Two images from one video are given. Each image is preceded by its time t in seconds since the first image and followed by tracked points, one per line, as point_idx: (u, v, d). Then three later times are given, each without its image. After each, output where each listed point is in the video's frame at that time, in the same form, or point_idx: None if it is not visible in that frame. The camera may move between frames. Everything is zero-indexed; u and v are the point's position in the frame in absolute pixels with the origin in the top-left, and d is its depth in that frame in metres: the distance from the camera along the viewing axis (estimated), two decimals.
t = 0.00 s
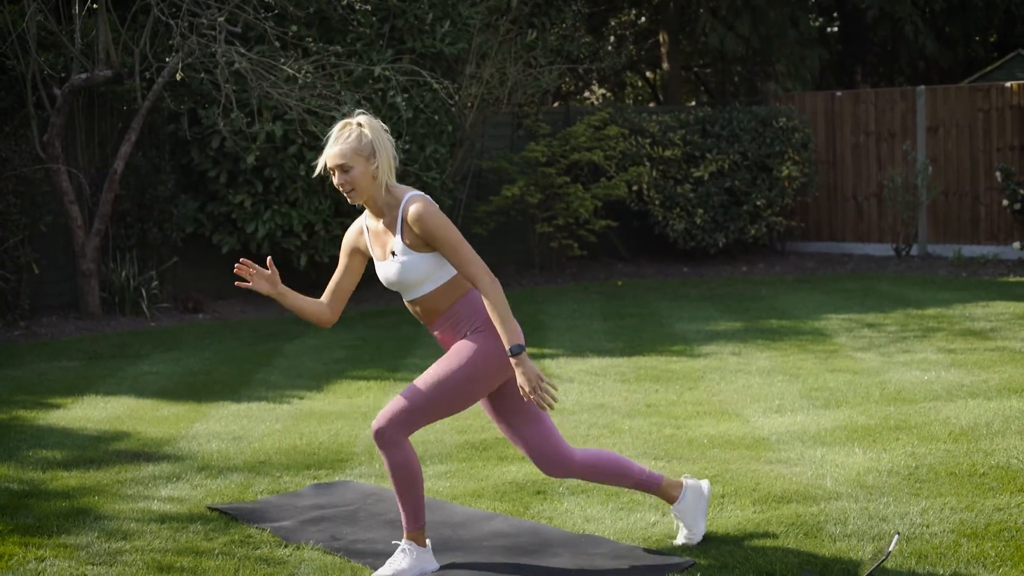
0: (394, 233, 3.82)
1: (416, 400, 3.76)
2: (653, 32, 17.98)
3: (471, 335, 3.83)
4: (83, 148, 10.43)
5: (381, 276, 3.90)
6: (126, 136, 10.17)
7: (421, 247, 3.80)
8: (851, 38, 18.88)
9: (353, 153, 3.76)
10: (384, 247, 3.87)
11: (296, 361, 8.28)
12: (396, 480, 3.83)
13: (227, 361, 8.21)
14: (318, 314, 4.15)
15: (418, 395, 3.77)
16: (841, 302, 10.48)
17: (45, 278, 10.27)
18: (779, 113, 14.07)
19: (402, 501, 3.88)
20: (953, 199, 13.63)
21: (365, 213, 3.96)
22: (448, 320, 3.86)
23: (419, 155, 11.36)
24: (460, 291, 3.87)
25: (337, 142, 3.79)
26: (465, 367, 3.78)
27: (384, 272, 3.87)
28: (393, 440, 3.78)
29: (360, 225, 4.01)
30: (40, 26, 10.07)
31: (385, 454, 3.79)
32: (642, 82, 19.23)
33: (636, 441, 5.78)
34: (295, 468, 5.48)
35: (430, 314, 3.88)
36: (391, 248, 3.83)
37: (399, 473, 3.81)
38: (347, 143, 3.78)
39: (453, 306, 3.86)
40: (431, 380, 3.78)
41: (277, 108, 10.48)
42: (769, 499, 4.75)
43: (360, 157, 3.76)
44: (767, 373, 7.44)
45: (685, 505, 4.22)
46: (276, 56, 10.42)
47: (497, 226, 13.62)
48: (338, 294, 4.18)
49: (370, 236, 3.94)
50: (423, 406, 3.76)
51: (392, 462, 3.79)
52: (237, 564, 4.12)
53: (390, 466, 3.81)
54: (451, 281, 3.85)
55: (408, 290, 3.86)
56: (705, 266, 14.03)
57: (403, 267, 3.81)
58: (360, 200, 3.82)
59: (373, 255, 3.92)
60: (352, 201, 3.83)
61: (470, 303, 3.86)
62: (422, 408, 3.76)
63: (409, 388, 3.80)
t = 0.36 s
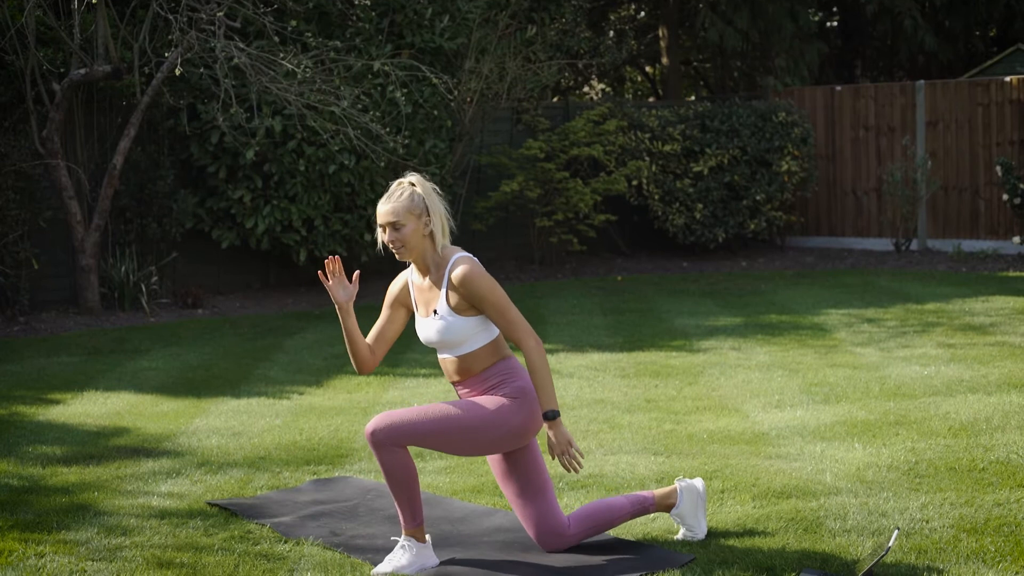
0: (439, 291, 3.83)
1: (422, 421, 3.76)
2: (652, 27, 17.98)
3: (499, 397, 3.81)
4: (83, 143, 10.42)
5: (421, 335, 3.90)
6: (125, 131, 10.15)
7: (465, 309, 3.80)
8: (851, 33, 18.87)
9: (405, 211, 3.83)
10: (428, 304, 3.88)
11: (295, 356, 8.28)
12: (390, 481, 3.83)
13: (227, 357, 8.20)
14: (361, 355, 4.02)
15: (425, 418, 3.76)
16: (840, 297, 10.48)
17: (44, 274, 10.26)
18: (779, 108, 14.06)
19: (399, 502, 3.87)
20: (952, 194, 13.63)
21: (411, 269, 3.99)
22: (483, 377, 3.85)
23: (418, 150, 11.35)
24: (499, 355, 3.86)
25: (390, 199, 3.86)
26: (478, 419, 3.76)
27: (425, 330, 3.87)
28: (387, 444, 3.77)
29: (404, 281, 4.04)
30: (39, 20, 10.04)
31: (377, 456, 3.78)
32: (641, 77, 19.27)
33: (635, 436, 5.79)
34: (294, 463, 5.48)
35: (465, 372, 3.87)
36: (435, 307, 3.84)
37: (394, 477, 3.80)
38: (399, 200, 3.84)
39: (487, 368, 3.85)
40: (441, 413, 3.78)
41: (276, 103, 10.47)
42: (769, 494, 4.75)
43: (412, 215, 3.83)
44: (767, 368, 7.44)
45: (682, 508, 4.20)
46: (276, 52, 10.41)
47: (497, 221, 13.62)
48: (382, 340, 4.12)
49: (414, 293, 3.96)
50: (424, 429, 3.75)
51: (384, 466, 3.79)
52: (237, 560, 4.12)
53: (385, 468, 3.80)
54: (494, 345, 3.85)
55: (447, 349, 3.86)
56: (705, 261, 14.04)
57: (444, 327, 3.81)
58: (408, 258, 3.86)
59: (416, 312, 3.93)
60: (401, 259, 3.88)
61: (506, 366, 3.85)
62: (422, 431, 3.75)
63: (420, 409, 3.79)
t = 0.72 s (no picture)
0: (402, 197, 3.85)
1: (422, 382, 3.80)
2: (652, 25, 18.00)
3: (460, 305, 3.90)
4: (83, 141, 10.41)
5: (374, 236, 3.93)
6: (125, 129, 10.15)
7: (426, 217, 3.84)
8: (851, 31, 18.87)
9: (382, 114, 3.80)
10: (384, 208, 3.90)
11: (295, 354, 8.28)
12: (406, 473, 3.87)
13: (226, 355, 8.21)
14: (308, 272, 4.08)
15: (421, 375, 3.81)
16: (840, 296, 10.49)
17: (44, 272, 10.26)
18: (779, 107, 14.06)
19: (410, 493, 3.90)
20: (952, 192, 13.63)
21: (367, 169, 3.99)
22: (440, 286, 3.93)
23: (418, 148, 11.36)
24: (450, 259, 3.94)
25: (365, 99, 3.81)
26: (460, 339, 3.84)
27: (380, 233, 3.91)
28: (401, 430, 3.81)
29: (356, 180, 4.04)
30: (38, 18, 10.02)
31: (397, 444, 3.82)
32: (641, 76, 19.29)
33: (635, 435, 5.79)
34: (294, 462, 5.48)
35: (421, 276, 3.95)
36: (394, 212, 3.86)
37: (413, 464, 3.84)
38: (376, 102, 3.80)
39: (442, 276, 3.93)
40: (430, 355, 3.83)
41: (276, 101, 10.46)
42: (769, 493, 4.75)
43: (388, 119, 3.81)
44: (767, 367, 7.44)
45: (648, 476, 4.32)
46: (276, 50, 10.41)
47: (497, 220, 13.63)
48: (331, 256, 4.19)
49: (368, 196, 3.98)
50: (428, 388, 3.80)
51: (405, 452, 3.83)
52: (237, 558, 4.12)
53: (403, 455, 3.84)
54: (444, 248, 3.92)
55: (401, 252, 3.91)
56: (705, 260, 14.04)
57: (401, 232, 3.86)
58: (375, 161, 3.85)
59: (369, 214, 3.96)
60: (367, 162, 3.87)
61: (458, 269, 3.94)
62: (428, 389, 3.81)
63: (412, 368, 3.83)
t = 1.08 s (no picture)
0: (378, 142, 3.88)
1: (414, 367, 3.90)
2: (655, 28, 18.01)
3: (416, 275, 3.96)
4: (85, 143, 10.43)
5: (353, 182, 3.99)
6: (128, 131, 10.16)
7: (397, 167, 3.85)
8: (854, 34, 18.86)
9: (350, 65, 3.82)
10: (363, 153, 3.94)
11: (298, 356, 8.28)
12: (417, 469, 3.94)
13: (228, 357, 8.21)
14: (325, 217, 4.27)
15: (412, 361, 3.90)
16: (842, 298, 10.48)
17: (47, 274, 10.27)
18: (782, 109, 14.07)
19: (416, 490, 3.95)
20: (955, 195, 13.62)
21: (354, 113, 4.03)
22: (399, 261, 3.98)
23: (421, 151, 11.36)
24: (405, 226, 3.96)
25: (334, 48, 3.84)
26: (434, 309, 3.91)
27: (357, 179, 3.96)
28: (419, 423, 3.94)
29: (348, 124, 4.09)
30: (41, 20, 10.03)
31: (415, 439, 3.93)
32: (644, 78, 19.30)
33: (638, 438, 5.78)
34: (297, 464, 5.48)
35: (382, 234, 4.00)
36: (370, 157, 3.90)
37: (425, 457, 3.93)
38: (345, 52, 3.83)
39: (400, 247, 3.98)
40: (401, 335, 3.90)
41: (279, 103, 10.47)
42: (772, 496, 4.75)
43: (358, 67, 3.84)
44: (769, 369, 7.44)
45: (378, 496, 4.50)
46: (279, 52, 10.41)
47: (500, 222, 13.63)
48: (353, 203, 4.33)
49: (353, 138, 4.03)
50: (425, 370, 3.91)
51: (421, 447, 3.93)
52: (240, 560, 4.12)
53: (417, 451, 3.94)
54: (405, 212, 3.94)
55: (373, 203, 3.95)
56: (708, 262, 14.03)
57: (375, 180, 3.89)
58: (355, 107, 3.90)
59: (351, 156, 4.00)
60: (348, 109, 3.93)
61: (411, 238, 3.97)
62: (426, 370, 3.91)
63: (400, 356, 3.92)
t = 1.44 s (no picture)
0: (361, 143, 3.89)
1: (379, 368, 3.87)
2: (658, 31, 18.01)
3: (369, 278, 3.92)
4: (89, 145, 10.44)
5: (329, 179, 3.98)
6: (131, 133, 10.17)
7: (381, 166, 3.88)
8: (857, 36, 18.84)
9: (329, 73, 3.78)
10: (343, 152, 3.95)
11: (301, 358, 8.29)
12: (396, 471, 3.91)
13: (231, 359, 8.21)
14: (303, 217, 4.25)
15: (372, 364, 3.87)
16: (845, 301, 10.47)
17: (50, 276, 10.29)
18: (785, 112, 14.07)
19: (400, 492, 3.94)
20: (958, 198, 13.61)
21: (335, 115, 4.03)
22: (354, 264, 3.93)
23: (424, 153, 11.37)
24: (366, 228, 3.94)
25: (312, 61, 3.82)
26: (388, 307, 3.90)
27: (335, 175, 3.96)
28: (387, 427, 3.89)
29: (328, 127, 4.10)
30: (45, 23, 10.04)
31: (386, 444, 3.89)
32: (647, 81, 19.30)
33: (640, 440, 5.78)
34: (300, 466, 5.49)
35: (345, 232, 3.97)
36: (351, 155, 3.92)
37: (399, 460, 3.90)
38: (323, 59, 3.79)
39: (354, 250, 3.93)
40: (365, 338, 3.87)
41: (282, 105, 10.48)
42: (775, 498, 4.75)
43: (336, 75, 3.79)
44: (772, 372, 7.44)
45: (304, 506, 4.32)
46: (282, 54, 10.42)
47: (503, 224, 13.64)
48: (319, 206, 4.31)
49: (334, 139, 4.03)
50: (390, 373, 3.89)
51: (391, 452, 3.90)
52: (243, 562, 4.12)
53: (389, 456, 3.91)
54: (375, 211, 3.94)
55: (347, 198, 3.94)
56: (710, 265, 14.02)
57: (355, 176, 3.90)
58: (337, 111, 3.90)
59: (330, 155, 4.00)
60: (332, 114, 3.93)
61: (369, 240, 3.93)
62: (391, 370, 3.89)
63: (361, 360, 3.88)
